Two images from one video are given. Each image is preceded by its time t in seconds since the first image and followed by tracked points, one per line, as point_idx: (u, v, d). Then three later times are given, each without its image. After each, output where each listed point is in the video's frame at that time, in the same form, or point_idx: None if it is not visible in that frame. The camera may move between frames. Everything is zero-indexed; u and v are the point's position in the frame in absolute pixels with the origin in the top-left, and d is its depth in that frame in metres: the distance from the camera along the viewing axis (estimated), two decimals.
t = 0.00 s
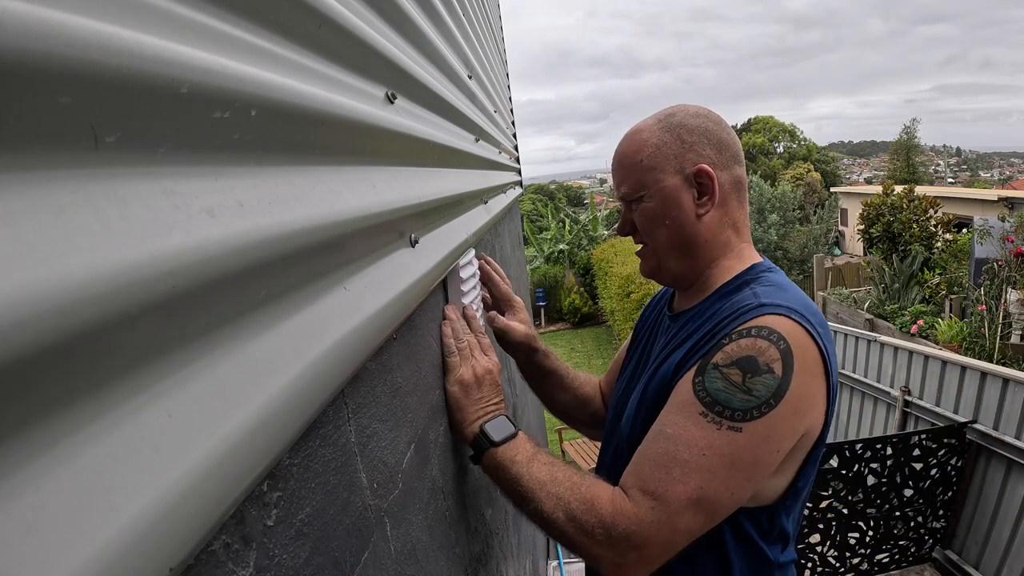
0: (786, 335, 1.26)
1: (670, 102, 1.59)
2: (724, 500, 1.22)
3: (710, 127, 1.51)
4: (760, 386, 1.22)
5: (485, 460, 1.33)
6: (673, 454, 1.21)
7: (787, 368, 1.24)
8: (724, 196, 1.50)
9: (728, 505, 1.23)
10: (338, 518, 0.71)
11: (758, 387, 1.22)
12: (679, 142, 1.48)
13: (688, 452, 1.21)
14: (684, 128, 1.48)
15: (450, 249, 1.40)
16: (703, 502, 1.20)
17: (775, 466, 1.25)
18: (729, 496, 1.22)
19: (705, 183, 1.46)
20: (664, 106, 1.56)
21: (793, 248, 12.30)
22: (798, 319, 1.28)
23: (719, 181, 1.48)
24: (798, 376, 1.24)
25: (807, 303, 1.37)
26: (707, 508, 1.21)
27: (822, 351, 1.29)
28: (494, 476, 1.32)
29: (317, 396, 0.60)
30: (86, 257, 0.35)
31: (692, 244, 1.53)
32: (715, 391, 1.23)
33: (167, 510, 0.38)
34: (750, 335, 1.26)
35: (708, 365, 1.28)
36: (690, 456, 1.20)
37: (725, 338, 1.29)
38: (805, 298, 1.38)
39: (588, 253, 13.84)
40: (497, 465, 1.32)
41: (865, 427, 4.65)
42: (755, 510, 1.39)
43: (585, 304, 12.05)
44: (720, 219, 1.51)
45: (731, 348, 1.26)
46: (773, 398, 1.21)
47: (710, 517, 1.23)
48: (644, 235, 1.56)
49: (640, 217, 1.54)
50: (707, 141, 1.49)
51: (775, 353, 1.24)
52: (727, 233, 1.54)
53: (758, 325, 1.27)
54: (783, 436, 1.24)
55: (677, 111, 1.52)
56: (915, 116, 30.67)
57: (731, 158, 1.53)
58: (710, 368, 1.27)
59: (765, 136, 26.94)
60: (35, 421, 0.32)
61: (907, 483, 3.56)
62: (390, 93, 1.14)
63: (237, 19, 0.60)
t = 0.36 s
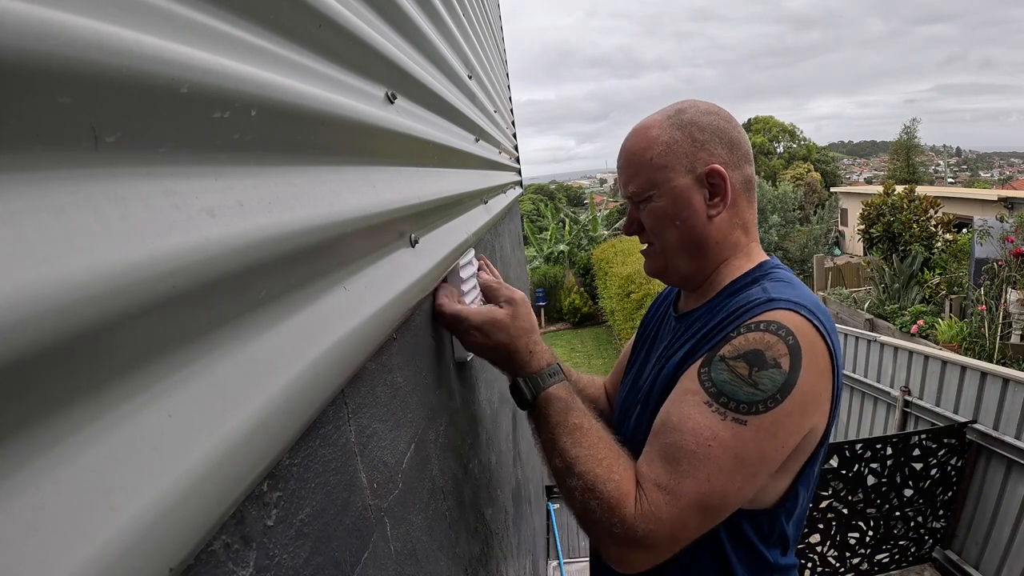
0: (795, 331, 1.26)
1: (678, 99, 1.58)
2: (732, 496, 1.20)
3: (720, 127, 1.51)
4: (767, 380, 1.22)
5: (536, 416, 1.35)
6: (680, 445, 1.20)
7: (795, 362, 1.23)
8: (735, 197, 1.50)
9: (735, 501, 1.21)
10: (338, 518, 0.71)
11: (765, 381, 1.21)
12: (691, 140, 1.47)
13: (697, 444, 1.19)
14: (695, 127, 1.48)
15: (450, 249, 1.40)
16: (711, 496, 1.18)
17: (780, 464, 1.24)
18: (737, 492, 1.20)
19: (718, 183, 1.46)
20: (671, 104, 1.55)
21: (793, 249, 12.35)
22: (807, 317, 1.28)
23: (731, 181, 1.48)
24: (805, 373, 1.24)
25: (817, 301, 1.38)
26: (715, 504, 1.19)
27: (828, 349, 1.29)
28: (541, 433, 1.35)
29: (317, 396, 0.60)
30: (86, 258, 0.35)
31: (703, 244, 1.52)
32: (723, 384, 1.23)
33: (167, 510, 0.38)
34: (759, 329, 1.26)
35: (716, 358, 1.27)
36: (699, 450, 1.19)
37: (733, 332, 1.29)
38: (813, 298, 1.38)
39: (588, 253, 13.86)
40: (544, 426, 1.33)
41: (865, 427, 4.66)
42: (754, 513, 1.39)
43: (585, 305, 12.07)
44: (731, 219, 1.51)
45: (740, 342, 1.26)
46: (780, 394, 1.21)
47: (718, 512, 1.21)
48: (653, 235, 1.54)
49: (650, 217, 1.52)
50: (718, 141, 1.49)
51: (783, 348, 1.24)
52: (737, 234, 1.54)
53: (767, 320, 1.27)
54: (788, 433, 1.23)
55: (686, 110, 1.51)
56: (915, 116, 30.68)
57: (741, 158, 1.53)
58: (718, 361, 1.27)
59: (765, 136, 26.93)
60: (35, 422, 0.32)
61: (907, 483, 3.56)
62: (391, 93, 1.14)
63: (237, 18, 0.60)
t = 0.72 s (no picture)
0: (801, 304, 1.27)
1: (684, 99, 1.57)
2: (737, 468, 1.18)
3: (729, 126, 1.50)
4: (771, 351, 1.22)
5: (534, 395, 1.35)
6: (684, 412, 1.21)
7: (800, 335, 1.24)
8: (745, 198, 1.50)
9: (742, 474, 1.19)
10: (338, 518, 0.71)
11: (770, 351, 1.22)
12: (701, 141, 1.46)
13: (701, 410, 1.19)
14: (703, 128, 1.47)
15: (451, 249, 1.40)
16: (715, 465, 1.17)
17: (786, 439, 1.23)
18: (742, 463, 1.18)
19: (729, 186, 1.45)
20: (677, 105, 1.54)
21: (793, 248, 12.37)
22: (813, 290, 1.30)
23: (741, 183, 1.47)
24: (812, 346, 1.24)
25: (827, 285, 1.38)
26: (719, 474, 1.18)
27: (836, 325, 1.29)
28: (540, 411, 1.35)
29: (317, 396, 0.60)
30: (86, 259, 0.35)
31: (714, 247, 1.52)
32: (728, 354, 1.24)
33: (167, 510, 0.38)
34: (766, 301, 1.28)
35: (722, 329, 1.30)
36: (703, 417, 1.19)
37: (742, 304, 1.32)
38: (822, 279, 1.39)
39: (588, 253, 13.87)
40: (542, 404, 1.34)
41: (865, 427, 4.66)
42: (756, 501, 1.38)
43: (585, 305, 12.09)
44: (741, 221, 1.51)
45: (745, 313, 1.29)
46: (785, 364, 1.21)
47: (722, 483, 1.19)
48: (662, 239, 1.55)
49: (659, 221, 1.52)
50: (727, 141, 1.48)
51: (789, 320, 1.25)
52: (749, 235, 1.54)
53: (773, 293, 1.30)
54: (795, 406, 1.22)
55: (693, 110, 1.50)
56: (915, 116, 30.66)
57: (751, 157, 1.53)
58: (723, 331, 1.29)
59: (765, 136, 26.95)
60: (35, 422, 0.32)
61: (907, 483, 3.56)
62: (391, 93, 1.14)
63: (237, 19, 0.60)
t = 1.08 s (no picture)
0: (809, 315, 1.27)
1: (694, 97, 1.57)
2: (739, 478, 1.19)
3: (741, 126, 1.49)
4: (778, 362, 1.22)
5: (517, 417, 1.34)
6: (687, 421, 1.20)
7: (808, 346, 1.24)
8: (756, 198, 1.50)
9: (743, 484, 1.20)
10: (338, 518, 0.71)
11: (776, 362, 1.22)
12: (712, 141, 1.45)
13: (704, 420, 1.19)
14: (714, 128, 1.46)
15: (450, 249, 1.40)
16: (717, 475, 1.17)
17: (789, 450, 1.23)
18: (744, 473, 1.19)
19: (741, 186, 1.45)
20: (687, 104, 1.54)
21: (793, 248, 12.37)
22: (824, 300, 1.29)
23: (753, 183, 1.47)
24: (819, 357, 1.23)
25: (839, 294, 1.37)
26: (721, 484, 1.18)
27: (844, 335, 1.29)
28: (525, 432, 1.34)
29: (317, 396, 0.60)
30: (86, 258, 0.35)
31: (725, 248, 1.52)
32: (734, 364, 1.24)
33: (167, 510, 0.38)
34: (772, 311, 1.28)
35: (728, 339, 1.29)
36: (706, 426, 1.19)
37: (749, 313, 1.31)
38: (834, 288, 1.37)
39: (588, 253, 13.88)
40: (524, 425, 1.33)
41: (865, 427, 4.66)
42: (767, 505, 1.38)
43: (585, 304, 12.12)
44: (753, 222, 1.51)
45: (752, 323, 1.28)
46: (791, 375, 1.21)
47: (724, 492, 1.20)
48: (673, 240, 1.55)
49: (670, 222, 1.52)
50: (738, 141, 1.48)
51: (797, 331, 1.24)
52: (760, 236, 1.54)
53: (782, 303, 1.29)
54: (800, 417, 1.22)
55: (704, 110, 1.50)
56: (915, 116, 30.68)
57: (763, 157, 1.52)
58: (731, 341, 1.29)
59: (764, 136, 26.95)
60: (35, 421, 0.32)
61: (907, 483, 3.56)
62: (390, 93, 1.14)
63: (236, 19, 0.60)
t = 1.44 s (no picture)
0: (813, 316, 1.27)
1: (694, 95, 1.56)
2: (740, 480, 1.19)
3: (739, 127, 1.48)
4: (780, 363, 1.22)
5: (517, 416, 1.34)
6: (689, 422, 1.20)
7: (811, 347, 1.24)
8: (752, 201, 1.49)
9: (744, 485, 1.20)
10: (338, 518, 0.71)
11: (779, 363, 1.22)
12: (708, 143, 1.45)
13: (706, 422, 1.19)
14: (710, 129, 1.45)
15: (450, 249, 1.40)
16: (718, 478, 1.17)
17: (790, 451, 1.23)
18: (745, 475, 1.19)
19: (735, 189, 1.45)
20: (685, 104, 1.53)
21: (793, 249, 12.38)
22: (827, 301, 1.29)
23: (748, 186, 1.47)
24: (821, 358, 1.23)
25: (841, 295, 1.38)
26: (721, 486, 1.18)
27: (846, 336, 1.29)
28: (525, 432, 1.34)
29: (318, 396, 0.60)
30: (86, 258, 0.35)
31: (719, 251, 1.52)
32: (736, 364, 1.24)
33: (168, 510, 0.38)
34: (776, 312, 1.27)
35: (731, 338, 1.29)
36: (707, 428, 1.19)
37: (752, 313, 1.31)
38: (837, 289, 1.37)
39: (588, 253, 13.89)
40: (524, 425, 1.33)
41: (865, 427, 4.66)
42: (766, 506, 1.38)
43: (585, 305, 12.13)
44: (748, 224, 1.51)
45: (755, 323, 1.28)
46: (793, 376, 1.21)
47: (724, 493, 1.20)
48: (669, 241, 1.56)
49: (665, 223, 1.53)
50: (735, 143, 1.47)
51: (800, 332, 1.24)
52: (756, 238, 1.53)
53: (785, 303, 1.28)
54: (803, 418, 1.22)
55: (702, 111, 1.49)
56: (915, 116, 30.67)
57: (761, 158, 1.51)
58: (733, 340, 1.29)
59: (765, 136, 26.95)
60: (34, 421, 0.32)
61: (907, 483, 3.56)
62: (391, 93, 1.14)
63: (237, 19, 0.60)
